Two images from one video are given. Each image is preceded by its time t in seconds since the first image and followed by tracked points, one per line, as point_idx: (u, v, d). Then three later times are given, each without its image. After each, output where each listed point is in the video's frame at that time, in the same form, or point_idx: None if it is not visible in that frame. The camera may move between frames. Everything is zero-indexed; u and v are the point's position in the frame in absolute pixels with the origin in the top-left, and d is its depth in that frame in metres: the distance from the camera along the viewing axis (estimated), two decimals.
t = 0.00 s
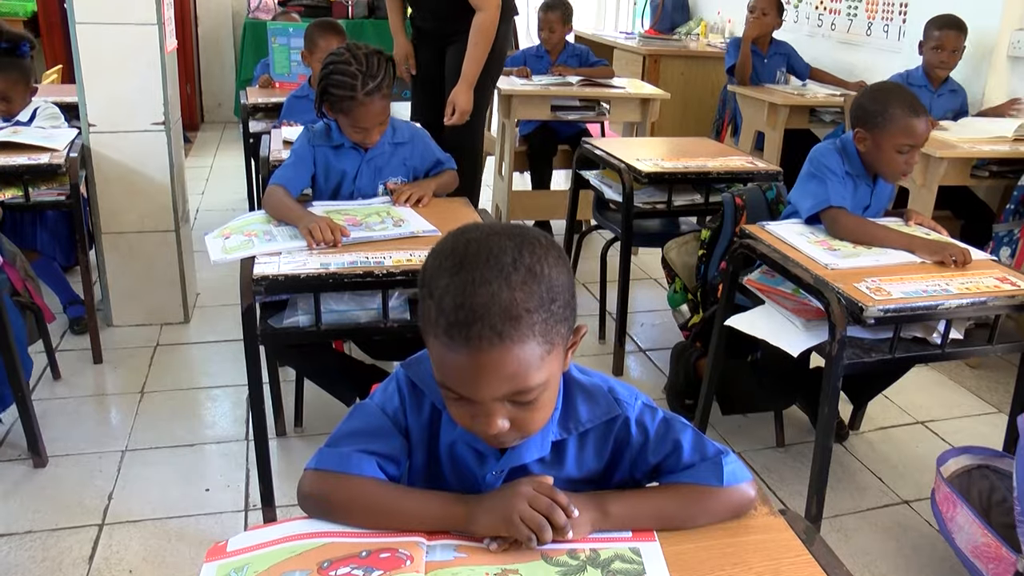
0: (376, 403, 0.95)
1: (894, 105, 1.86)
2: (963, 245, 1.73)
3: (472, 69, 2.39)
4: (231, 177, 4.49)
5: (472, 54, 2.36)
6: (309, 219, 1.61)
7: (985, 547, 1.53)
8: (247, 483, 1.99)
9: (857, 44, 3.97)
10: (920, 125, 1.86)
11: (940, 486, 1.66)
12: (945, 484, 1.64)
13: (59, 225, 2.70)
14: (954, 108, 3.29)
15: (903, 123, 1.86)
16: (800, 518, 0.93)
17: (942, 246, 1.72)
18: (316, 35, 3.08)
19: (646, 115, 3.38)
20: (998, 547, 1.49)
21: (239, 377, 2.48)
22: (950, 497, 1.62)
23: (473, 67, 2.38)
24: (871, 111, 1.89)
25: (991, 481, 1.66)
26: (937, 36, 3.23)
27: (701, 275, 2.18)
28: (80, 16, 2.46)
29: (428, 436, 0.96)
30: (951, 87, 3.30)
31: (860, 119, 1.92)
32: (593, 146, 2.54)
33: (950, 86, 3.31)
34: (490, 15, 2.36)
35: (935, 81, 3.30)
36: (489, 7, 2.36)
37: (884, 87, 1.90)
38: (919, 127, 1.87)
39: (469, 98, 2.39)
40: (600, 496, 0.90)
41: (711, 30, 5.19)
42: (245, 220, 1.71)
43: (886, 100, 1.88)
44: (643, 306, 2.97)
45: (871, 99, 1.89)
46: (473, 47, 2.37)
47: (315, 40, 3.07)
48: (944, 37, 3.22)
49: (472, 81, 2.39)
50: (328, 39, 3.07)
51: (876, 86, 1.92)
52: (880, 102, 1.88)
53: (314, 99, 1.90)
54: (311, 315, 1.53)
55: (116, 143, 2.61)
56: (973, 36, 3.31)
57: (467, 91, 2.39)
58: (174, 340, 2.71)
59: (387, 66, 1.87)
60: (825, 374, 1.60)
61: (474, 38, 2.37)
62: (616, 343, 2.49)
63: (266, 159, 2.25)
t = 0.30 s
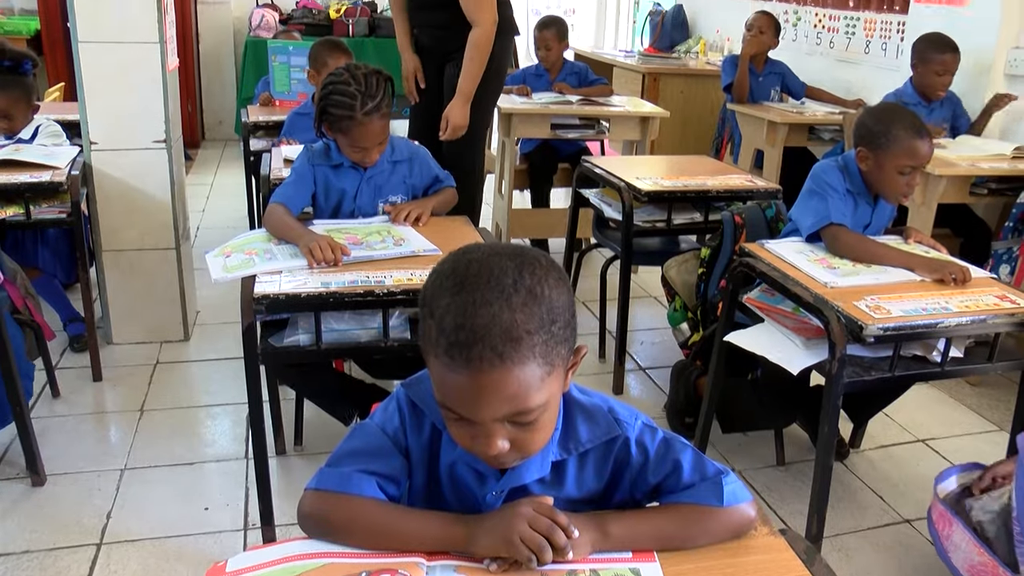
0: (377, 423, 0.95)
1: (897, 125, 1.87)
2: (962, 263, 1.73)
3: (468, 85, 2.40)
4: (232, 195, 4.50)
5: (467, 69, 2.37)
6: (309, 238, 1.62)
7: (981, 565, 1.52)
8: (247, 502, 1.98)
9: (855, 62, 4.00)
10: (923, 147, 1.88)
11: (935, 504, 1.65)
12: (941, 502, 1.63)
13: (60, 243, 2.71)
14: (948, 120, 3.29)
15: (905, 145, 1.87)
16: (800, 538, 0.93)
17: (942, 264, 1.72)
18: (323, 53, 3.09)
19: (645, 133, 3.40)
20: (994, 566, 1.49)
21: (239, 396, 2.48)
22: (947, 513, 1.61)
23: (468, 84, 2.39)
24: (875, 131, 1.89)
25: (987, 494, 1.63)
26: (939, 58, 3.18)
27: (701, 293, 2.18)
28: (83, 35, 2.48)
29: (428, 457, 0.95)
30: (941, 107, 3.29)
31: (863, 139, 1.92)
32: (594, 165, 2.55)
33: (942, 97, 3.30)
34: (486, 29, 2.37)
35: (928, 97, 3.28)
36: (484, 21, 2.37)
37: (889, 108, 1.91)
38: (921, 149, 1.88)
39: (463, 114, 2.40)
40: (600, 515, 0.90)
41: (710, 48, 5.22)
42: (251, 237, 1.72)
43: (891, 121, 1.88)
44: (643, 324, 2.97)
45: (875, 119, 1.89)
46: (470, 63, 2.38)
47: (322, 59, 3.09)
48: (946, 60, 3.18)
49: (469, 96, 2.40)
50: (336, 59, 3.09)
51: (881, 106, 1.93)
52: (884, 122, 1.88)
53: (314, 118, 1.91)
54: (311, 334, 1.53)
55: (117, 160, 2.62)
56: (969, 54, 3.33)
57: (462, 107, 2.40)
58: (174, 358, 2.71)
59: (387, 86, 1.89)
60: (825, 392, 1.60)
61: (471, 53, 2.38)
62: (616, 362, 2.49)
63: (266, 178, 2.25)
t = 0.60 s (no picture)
0: (377, 447, 0.94)
1: (887, 142, 1.89)
2: (962, 285, 1.73)
3: (456, 108, 2.40)
4: (232, 217, 4.51)
5: (456, 91, 2.38)
6: (309, 260, 1.62)
7: None
8: (246, 525, 1.97)
9: (853, 84, 4.02)
10: (914, 162, 1.88)
11: (939, 518, 1.63)
12: (944, 517, 1.61)
13: (61, 265, 2.71)
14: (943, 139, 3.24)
15: (897, 161, 1.88)
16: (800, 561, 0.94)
17: (942, 286, 1.73)
18: (332, 78, 3.10)
19: (644, 156, 3.41)
20: None
21: (239, 418, 2.47)
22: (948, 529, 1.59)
23: (457, 106, 2.39)
24: (866, 149, 1.91)
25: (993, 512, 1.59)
26: (932, 81, 3.14)
27: (701, 316, 2.18)
28: (86, 58, 2.49)
29: (428, 480, 0.95)
30: (935, 130, 3.23)
31: (854, 157, 1.94)
32: (594, 188, 2.56)
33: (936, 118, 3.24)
34: (478, 50, 2.37)
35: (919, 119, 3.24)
36: (477, 41, 2.36)
37: (879, 126, 1.93)
38: (913, 165, 1.89)
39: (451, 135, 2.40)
40: (600, 539, 0.90)
41: (709, 71, 5.25)
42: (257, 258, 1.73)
43: (881, 138, 1.90)
44: (643, 347, 2.97)
45: (865, 136, 1.91)
46: (461, 83, 2.39)
47: (328, 81, 3.11)
48: (938, 83, 3.14)
49: (457, 118, 2.40)
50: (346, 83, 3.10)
51: (871, 125, 1.95)
52: (874, 139, 1.90)
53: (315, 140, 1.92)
54: (310, 357, 1.53)
55: (118, 183, 2.63)
56: (965, 77, 3.36)
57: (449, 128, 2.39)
58: (173, 380, 2.70)
59: (387, 110, 1.90)
60: (825, 414, 1.59)
61: (462, 74, 2.38)
62: (616, 384, 2.49)
63: (267, 201, 2.26)
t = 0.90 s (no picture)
0: (377, 464, 0.94)
1: (869, 148, 1.92)
2: (962, 300, 1.73)
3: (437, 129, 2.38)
4: (233, 233, 4.52)
5: (433, 113, 2.35)
6: (309, 277, 1.62)
7: None
8: (245, 541, 1.96)
9: (852, 100, 4.04)
10: (897, 165, 1.91)
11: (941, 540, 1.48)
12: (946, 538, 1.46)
13: (62, 281, 2.72)
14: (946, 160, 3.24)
15: (881, 165, 1.90)
16: None
17: (942, 302, 1.73)
18: (342, 95, 3.12)
19: (644, 172, 3.42)
20: None
21: (238, 434, 2.47)
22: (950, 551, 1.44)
23: (437, 127, 2.37)
24: (850, 158, 1.94)
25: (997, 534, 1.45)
26: (936, 100, 3.16)
27: (701, 332, 2.18)
28: (89, 75, 2.51)
29: (428, 498, 0.94)
30: (939, 149, 3.23)
31: (840, 168, 1.96)
32: (593, 204, 2.56)
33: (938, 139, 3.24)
34: (454, 69, 2.35)
35: (922, 139, 3.25)
36: (454, 60, 2.35)
37: (859, 135, 1.96)
38: (897, 168, 1.91)
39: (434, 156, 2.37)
40: (600, 557, 0.90)
41: (709, 87, 5.27)
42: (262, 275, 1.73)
43: (863, 146, 1.93)
44: (643, 363, 2.97)
45: (848, 147, 1.94)
46: (440, 104, 2.37)
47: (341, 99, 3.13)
48: (943, 102, 3.16)
49: (438, 141, 2.37)
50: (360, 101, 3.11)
51: (851, 135, 1.98)
52: (857, 148, 1.93)
53: (315, 156, 1.93)
54: (311, 373, 1.53)
55: (119, 199, 2.64)
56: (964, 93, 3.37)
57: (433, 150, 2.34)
58: (173, 396, 2.70)
59: (388, 128, 1.90)
60: (826, 431, 1.59)
61: (441, 94, 2.37)
62: (616, 401, 2.49)
63: (268, 218, 2.27)
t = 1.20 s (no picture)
0: (383, 477, 0.94)
1: (874, 162, 1.91)
2: (969, 313, 1.73)
3: (438, 140, 2.39)
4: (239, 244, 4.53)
5: (433, 124, 2.36)
6: (315, 289, 1.63)
7: None
8: (250, 553, 1.96)
9: (858, 113, 4.04)
10: (903, 178, 1.91)
11: (939, 559, 1.41)
12: (944, 557, 1.40)
13: (68, 292, 2.73)
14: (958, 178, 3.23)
15: (887, 178, 1.90)
16: None
17: (948, 315, 1.72)
18: (348, 107, 3.14)
19: (650, 184, 3.42)
20: None
21: (244, 445, 2.47)
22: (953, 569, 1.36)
23: (438, 139, 2.38)
24: (855, 171, 1.93)
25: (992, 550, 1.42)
26: (951, 118, 3.15)
27: (706, 344, 2.17)
28: (97, 87, 2.52)
29: (434, 511, 0.94)
30: (953, 167, 3.23)
31: (845, 181, 1.95)
32: (598, 217, 2.56)
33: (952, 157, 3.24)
34: (454, 79, 2.36)
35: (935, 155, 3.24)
36: (455, 70, 2.36)
37: (864, 148, 1.96)
38: (903, 181, 1.91)
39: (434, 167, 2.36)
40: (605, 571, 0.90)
41: (714, 99, 5.28)
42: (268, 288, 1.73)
43: (868, 159, 1.93)
44: (649, 375, 2.96)
45: (854, 160, 1.93)
46: (440, 116, 2.39)
47: (340, 110, 3.14)
48: (957, 120, 3.15)
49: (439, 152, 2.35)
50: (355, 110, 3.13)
51: (856, 149, 1.98)
52: (862, 161, 1.93)
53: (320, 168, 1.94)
54: (316, 386, 1.53)
55: (126, 211, 2.65)
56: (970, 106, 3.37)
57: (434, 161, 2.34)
58: (178, 407, 2.70)
59: (392, 140, 1.91)
60: (832, 445, 1.58)
61: (442, 104, 2.38)
62: (622, 413, 2.48)
63: (274, 229, 2.28)
